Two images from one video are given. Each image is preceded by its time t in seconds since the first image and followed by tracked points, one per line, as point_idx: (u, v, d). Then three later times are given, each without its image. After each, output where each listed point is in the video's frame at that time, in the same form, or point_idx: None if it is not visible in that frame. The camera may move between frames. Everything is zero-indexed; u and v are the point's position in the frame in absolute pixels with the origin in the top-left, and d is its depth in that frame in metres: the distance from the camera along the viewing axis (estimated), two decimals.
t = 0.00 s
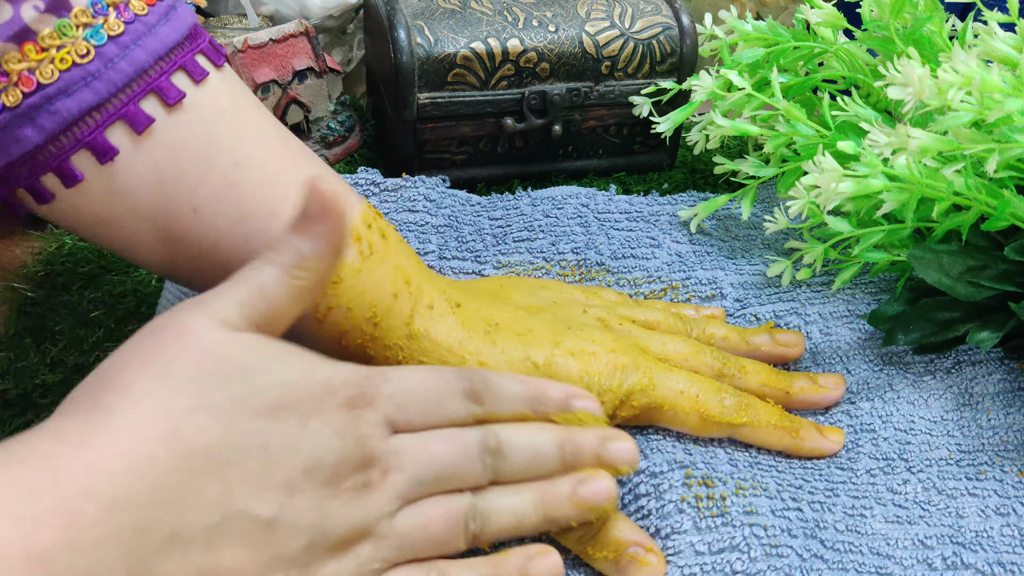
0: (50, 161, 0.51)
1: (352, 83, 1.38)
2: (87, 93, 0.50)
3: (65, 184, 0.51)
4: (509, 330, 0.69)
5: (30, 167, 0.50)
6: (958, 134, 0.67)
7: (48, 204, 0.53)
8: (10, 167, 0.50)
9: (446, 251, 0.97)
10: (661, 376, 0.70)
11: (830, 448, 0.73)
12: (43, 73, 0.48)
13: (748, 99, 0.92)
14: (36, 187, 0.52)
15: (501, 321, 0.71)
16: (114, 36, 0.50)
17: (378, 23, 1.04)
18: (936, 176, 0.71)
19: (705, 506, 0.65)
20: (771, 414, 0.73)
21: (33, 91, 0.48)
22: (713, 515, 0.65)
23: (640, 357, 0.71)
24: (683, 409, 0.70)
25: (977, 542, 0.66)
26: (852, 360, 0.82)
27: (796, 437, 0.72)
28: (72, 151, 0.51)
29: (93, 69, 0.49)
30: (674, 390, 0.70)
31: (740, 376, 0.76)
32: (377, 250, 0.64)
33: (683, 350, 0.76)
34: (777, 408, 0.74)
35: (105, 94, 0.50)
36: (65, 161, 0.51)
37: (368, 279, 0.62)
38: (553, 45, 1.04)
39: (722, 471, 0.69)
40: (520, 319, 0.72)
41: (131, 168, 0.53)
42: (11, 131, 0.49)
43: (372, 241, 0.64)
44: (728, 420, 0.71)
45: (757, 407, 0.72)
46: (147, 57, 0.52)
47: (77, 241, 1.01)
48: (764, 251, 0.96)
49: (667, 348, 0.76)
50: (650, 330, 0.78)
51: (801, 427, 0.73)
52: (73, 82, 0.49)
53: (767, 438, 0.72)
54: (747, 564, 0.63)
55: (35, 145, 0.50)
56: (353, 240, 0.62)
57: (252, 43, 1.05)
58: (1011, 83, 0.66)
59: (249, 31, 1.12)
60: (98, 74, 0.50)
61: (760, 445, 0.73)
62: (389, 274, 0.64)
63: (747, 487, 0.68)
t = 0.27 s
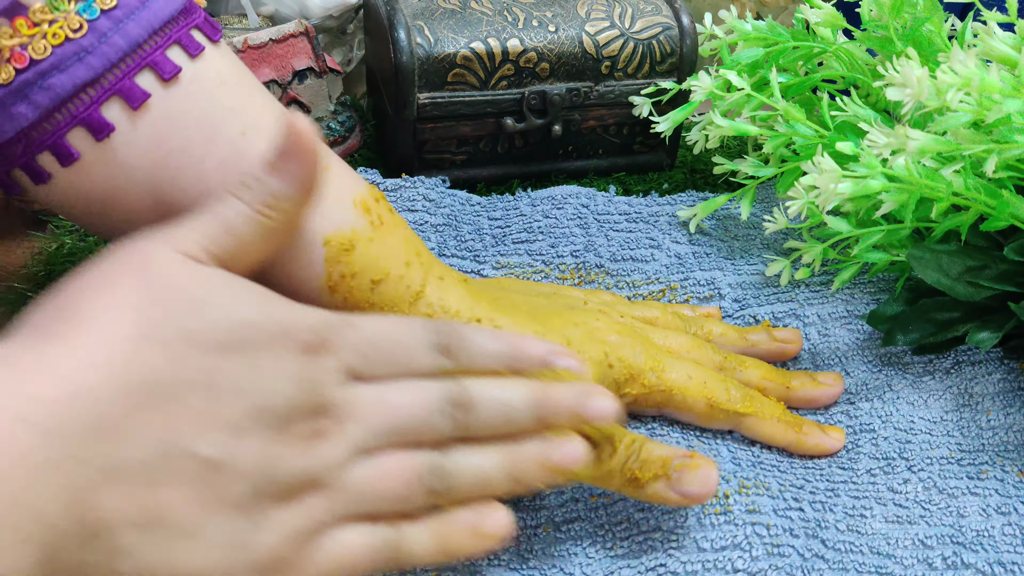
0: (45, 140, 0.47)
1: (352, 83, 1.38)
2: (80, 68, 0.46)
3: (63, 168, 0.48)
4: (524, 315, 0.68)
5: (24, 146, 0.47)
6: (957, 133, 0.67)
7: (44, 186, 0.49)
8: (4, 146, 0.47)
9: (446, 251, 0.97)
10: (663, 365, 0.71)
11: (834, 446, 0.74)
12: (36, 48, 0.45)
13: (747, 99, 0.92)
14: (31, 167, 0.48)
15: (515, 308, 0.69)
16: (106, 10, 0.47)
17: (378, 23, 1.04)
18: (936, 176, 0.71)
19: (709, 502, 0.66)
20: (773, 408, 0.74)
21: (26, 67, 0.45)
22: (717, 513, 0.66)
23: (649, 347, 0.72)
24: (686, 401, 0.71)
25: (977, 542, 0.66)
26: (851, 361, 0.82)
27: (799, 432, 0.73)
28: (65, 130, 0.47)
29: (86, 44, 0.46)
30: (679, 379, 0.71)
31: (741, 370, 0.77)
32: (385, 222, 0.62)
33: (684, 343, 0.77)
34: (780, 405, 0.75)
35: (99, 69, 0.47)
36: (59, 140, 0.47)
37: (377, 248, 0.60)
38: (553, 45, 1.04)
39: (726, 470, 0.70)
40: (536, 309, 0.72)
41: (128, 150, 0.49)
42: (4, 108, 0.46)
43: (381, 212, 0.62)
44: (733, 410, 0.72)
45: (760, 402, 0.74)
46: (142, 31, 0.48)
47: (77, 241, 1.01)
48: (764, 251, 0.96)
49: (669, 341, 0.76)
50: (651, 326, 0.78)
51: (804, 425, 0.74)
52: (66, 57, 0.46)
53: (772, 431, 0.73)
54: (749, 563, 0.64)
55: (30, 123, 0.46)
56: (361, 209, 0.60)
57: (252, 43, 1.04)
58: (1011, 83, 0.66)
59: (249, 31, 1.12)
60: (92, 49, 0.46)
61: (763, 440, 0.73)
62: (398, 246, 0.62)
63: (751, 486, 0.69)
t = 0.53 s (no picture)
0: (43, 140, 0.51)
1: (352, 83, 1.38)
2: (79, 70, 0.50)
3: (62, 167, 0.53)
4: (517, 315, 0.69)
5: (23, 146, 0.51)
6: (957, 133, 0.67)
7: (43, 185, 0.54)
8: (6, 146, 0.51)
9: (445, 251, 0.97)
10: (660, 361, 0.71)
11: (832, 446, 0.73)
12: (36, 51, 0.48)
13: (747, 99, 0.92)
14: (29, 167, 0.52)
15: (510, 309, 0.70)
16: (105, 13, 0.50)
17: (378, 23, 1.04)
18: (935, 176, 0.71)
19: (709, 502, 0.67)
20: (772, 408, 0.74)
21: (25, 70, 0.49)
22: (717, 513, 0.66)
23: (644, 344, 0.72)
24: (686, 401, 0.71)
25: (977, 542, 0.66)
26: (850, 361, 0.82)
27: (798, 432, 0.73)
28: (64, 131, 0.51)
29: (85, 46, 0.50)
30: (678, 377, 0.71)
31: (739, 369, 0.77)
32: (380, 220, 0.63)
33: (682, 342, 0.77)
34: (778, 405, 0.75)
35: (97, 72, 0.51)
36: (58, 141, 0.51)
37: (371, 246, 0.62)
38: (553, 45, 1.04)
39: (726, 470, 0.71)
40: (527, 307, 0.72)
41: (124, 146, 0.53)
42: (5, 110, 0.50)
43: (376, 210, 0.63)
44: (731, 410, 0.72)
45: (756, 401, 0.74)
46: (140, 33, 0.52)
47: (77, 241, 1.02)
48: (764, 251, 0.96)
49: (667, 341, 0.76)
50: (649, 325, 0.78)
51: (803, 425, 0.74)
52: (65, 60, 0.49)
53: (771, 430, 0.73)
54: (749, 563, 0.64)
55: (28, 124, 0.50)
56: (354, 208, 0.61)
57: (252, 43, 1.05)
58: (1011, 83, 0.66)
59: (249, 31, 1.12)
60: (90, 51, 0.50)
61: (762, 440, 0.74)
62: (392, 243, 0.63)
63: (750, 486, 0.69)
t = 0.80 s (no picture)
0: (47, 137, 0.51)
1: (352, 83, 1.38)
2: (83, 65, 0.50)
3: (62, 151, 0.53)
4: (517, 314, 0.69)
5: (27, 142, 0.51)
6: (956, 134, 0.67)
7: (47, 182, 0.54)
8: (8, 142, 0.51)
9: (445, 251, 0.97)
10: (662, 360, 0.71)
11: (833, 446, 0.74)
12: (39, 45, 0.49)
13: (747, 99, 0.92)
14: (33, 163, 0.52)
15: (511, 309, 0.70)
16: (110, 8, 0.50)
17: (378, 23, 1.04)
18: (935, 176, 0.71)
19: (709, 502, 0.67)
20: (772, 408, 0.75)
21: (29, 64, 0.49)
22: (717, 513, 0.66)
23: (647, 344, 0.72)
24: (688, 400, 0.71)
25: (977, 542, 0.66)
26: (850, 361, 0.82)
27: (798, 432, 0.73)
28: (68, 126, 0.51)
29: (89, 41, 0.50)
30: (680, 377, 0.71)
31: (740, 369, 0.78)
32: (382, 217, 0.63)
33: (684, 343, 0.77)
34: (779, 406, 0.75)
35: (102, 67, 0.51)
36: (62, 136, 0.52)
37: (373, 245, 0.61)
38: (553, 45, 1.04)
39: (726, 469, 0.70)
40: (529, 306, 0.73)
41: (128, 144, 0.53)
42: (9, 105, 0.50)
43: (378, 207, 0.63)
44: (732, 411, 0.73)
45: (757, 403, 0.74)
46: (144, 29, 0.52)
47: (77, 241, 1.02)
48: (764, 250, 0.96)
49: (667, 340, 0.76)
50: (650, 325, 0.78)
51: (803, 426, 0.74)
52: (68, 55, 0.49)
53: (771, 431, 0.73)
54: (749, 562, 0.64)
55: (32, 120, 0.50)
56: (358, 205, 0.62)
57: (252, 43, 1.05)
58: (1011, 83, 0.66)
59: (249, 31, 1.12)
60: (95, 46, 0.50)
61: (761, 440, 0.74)
62: (394, 242, 0.63)
63: (751, 486, 0.69)
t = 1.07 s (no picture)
0: (47, 110, 0.52)
1: (352, 83, 1.38)
2: (83, 34, 0.50)
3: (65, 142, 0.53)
4: (521, 291, 0.71)
5: (27, 117, 0.52)
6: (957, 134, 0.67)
7: (47, 159, 0.54)
8: (8, 116, 0.52)
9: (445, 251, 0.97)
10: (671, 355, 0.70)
11: (837, 443, 0.74)
12: (37, 15, 0.49)
13: (747, 99, 0.92)
14: (34, 138, 0.53)
15: (518, 289, 0.72)
16: None
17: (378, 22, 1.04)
18: (935, 176, 0.71)
19: (713, 502, 0.67)
20: (779, 404, 0.75)
21: (27, 33, 0.49)
22: (720, 513, 0.66)
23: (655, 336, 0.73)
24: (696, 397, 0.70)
25: (978, 541, 0.66)
26: (850, 361, 0.82)
27: (803, 430, 0.73)
28: (68, 99, 0.52)
29: (88, 10, 0.50)
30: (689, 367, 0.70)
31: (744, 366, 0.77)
32: (394, 195, 0.67)
33: (689, 338, 0.76)
34: (784, 403, 0.75)
35: (102, 37, 0.51)
36: (62, 109, 0.52)
37: (390, 217, 0.65)
38: (553, 45, 1.04)
39: (729, 469, 0.70)
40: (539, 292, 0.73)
41: (130, 115, 0.53)
42: (9, 76, 0.50)
43: (390, 185, 0.67)
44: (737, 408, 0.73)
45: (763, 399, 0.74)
46: None
47: (77, 241, 1.02)
48: (763, 250, 0.96)
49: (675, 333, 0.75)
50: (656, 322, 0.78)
51: (809, 423, 0.74)
52: (68, 24, 0.50)
53: (779, 426, 0.73)
54: (751, 563, 0.64)
55: (31, 92, 0.51)
56: (371, 178, 0.65)
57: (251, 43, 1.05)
58: (1011, 83, 0.66)
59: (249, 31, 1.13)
60: (95, 15, 0.50)
61: (766, 437, 0.74)
62: (408, 218, 0.67)
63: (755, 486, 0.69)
